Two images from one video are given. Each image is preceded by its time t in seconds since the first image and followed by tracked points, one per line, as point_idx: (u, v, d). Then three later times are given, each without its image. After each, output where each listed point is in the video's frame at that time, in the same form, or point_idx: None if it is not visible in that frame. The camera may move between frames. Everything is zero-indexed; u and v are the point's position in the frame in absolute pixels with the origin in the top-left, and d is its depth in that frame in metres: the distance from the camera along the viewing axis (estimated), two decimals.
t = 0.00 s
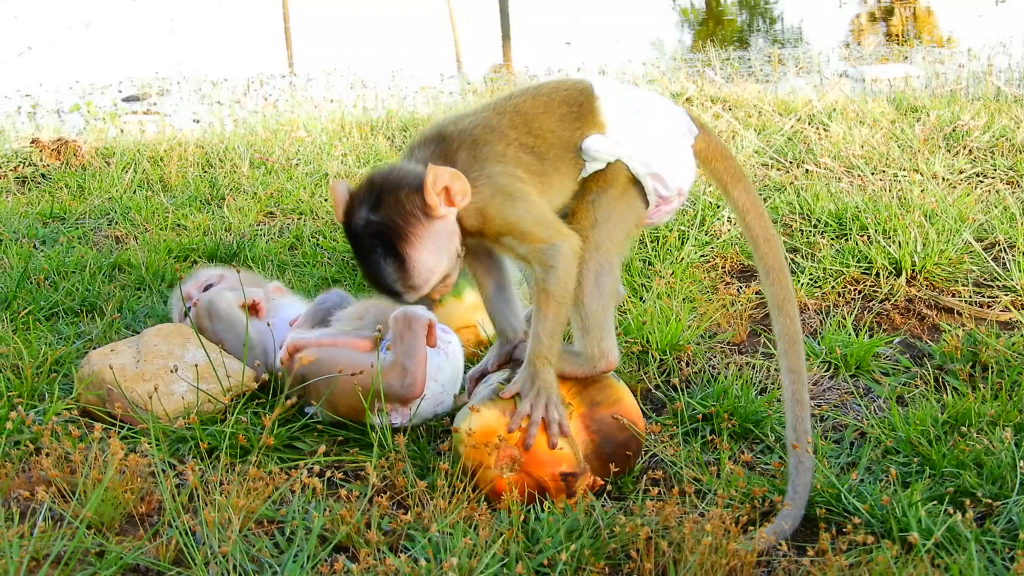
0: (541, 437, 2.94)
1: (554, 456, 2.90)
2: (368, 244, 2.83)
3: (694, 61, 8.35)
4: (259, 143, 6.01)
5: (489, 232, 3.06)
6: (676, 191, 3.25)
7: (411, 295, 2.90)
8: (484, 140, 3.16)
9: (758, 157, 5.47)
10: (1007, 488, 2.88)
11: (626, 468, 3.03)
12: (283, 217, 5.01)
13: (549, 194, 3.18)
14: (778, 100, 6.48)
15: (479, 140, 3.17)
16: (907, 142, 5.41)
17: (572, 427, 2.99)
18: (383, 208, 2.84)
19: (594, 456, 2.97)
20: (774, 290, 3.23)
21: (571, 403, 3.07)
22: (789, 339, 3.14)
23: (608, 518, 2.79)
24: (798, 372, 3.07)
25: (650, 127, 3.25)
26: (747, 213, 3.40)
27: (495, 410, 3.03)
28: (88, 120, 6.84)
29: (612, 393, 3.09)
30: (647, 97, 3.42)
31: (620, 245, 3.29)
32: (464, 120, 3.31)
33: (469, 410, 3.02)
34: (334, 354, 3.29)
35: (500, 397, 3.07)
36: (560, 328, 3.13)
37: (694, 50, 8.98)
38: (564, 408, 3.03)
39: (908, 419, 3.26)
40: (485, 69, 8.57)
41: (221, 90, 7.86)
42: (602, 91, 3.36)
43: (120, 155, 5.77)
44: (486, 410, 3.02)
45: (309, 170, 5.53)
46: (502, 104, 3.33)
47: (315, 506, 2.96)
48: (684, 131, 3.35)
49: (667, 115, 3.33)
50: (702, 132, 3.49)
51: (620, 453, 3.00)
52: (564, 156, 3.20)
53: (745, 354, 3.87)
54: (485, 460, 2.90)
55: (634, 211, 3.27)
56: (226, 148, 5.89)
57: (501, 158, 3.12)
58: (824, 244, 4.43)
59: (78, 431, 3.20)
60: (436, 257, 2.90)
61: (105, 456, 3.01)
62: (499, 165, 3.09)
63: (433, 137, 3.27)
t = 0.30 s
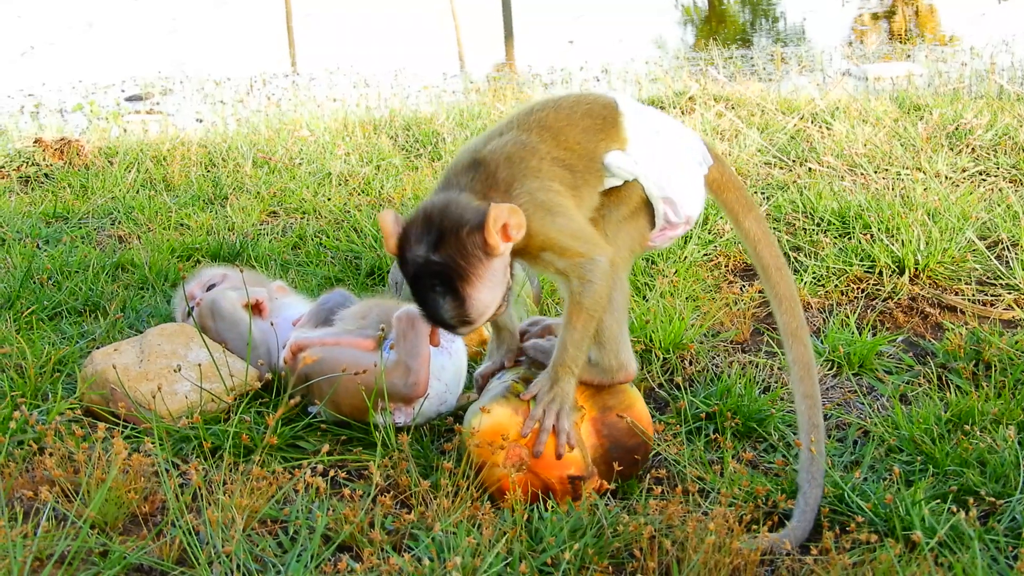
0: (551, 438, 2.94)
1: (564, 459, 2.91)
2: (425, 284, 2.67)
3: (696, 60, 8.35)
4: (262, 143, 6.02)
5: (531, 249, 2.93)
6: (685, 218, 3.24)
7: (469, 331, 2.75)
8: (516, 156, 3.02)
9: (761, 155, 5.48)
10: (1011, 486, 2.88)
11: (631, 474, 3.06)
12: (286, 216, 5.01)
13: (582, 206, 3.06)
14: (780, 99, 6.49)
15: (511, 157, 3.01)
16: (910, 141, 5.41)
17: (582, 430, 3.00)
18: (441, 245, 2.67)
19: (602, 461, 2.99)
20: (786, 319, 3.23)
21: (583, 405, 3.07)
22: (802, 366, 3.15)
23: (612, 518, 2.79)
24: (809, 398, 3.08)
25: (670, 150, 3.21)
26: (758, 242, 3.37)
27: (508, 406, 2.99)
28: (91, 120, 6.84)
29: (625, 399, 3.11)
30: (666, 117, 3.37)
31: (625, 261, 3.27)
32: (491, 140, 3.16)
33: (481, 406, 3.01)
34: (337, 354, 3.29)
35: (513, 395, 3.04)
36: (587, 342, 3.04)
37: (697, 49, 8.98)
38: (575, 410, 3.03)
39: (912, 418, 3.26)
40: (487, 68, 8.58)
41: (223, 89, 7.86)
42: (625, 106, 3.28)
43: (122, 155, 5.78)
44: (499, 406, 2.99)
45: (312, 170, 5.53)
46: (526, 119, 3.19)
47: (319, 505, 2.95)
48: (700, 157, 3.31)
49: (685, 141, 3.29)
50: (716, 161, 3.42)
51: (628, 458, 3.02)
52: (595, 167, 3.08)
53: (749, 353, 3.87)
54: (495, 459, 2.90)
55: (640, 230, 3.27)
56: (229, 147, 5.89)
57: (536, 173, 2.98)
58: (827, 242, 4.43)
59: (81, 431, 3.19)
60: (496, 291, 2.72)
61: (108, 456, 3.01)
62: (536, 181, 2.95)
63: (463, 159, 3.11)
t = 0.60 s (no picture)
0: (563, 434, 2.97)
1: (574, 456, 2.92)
2: (463, 280, 2.66)
3: (700, 60, 8.36)
4: (265, 143, 6.02)
5: (557, 260, 2.96)
6: (690, 220, 3.28)
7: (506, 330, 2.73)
8: (535, 164, 3.08)
9: (764, 154, 5.48)
10: (1015, 485, 2.87)
11: (640, 480, 3.04)
12: (289, 216, 5.02)
13: (600, 209, 3.12)
14: (784, 98, 6.49)
15: (531, 166, 3.08)
16: (913, 140, 5.41)
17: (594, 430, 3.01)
18: (477, 242, 2.70)
19: (612, 463, 2.99)
20: (801, 320, 3.25)
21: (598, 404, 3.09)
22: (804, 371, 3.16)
23: (617, 517, 2.78)
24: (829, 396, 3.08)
25: (676, 157, 3.27)
26: (767, 246, 3.42)
27: (524, 399, 3.04)
28: (94, 120, 6.84)
29: (639, 404, 3.09)
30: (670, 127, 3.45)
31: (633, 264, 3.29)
32: (506, 151, 3.23)
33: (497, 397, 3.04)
34: (341, 354, 3.29)
35: (530, 388, 3.08)
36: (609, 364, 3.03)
37: (700, 49, 8.99)
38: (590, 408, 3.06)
39: (916, 417, 3.26)
40: (491, 68, 8.58)
41: (227, 90, 7.87)
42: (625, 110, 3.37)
43: (126, 155, 5.78)
44: (510, 402, 3.01)
45: (316, 170, 5.53)
46: (535, 128, 3.27)
47: (323, 505, 2.95)
48: (704, 166, 3.39)
49: (688, 150, 3.37)
50: (719, 167, 3.49)
51: (638, 464, 3.00)
52: (605, 166, 3.15)
53: (752, 351, 3.87)
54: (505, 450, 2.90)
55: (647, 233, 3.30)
56: (233, 147, 5.89)
57: (557, 177, 3.04)
58: (830, 241, 4.43)
59: (85, 431, 3.19)
60: (530, 288, 2.74)
61: (112, 456, 3.01)
62: (560, 187, 3.01)
63: (484, 170, 3.16)
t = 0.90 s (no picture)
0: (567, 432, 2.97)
1: (579, 454, 2.90)
2: (471, 268, 2.66)
3: (704, 60, 8.36)
4: (270, 143, 6.02)
5: (565, 253, 2.97)
6: (688, 223, 3.33)
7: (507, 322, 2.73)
8: (544, 159, 3.09)
9: (769, 154, 5.48)
10: (1020, 484, 2.87)
11: (645, 480, 3.03)
12: (294, 217, 5.02)
13: (605, 209, 3.12)
14: (789, 97, 6.49)
15: (542, 162, 3.08)
16: (918, 139, 5.41)
17: (599, 429, 3.01)
18: (487, 231, 2.70)
19: (617, 461, 2.97)
20: (763, 341, 3.32)
21: (603, 404, 3.10)
22: (787, 381, 3.20)
23: (622, 517, 2.79)
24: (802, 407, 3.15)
25: (671, 164, 3.33)
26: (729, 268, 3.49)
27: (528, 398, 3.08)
28: (99, 121, 6.84)
29: (644, 403, 3.10)
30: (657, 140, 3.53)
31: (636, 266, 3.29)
32: (516, 143, 3.22)
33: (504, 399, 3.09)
34: (346, 354, 3.29)
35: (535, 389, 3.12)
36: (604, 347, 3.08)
37: (705, 49, 8.99)
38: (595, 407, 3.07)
39: (921, 416, 3.26)
40: (495, 68, 8.59)
41: (232, 90, 7.87)
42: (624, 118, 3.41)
43: (131, 156, 5.78)
44: (514, 400, 3.07)
45: (321, 170, 5.53)
46: (545, 124, 3.27)
47: (328, 505, 2.95)
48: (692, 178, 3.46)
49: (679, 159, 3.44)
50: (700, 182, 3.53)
51: (643, 463, 2.99)
52: (611, 167, 3.17)
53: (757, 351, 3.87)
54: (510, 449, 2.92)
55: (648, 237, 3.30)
56: (237, 148, 5.89)
57: (568, 175, 3.05)
58: (835, 241, 4.43)
59: (91, 432, 3.19)
60: (535, 282, 2.75)
61: (118, 456, 3.01)
62: (571, 185, 3.02)
63: (494, 161, 3.15)
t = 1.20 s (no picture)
0: (565, 434, 2.96)
1: (576, 456, 2.91)
2: (463, 272, 2.65)
3: (709, 60, 8.36)
4: (275, 144, 6.02)
5: (559, 256, 2.99)
6: (680, 218, 3.30)
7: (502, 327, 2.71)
8: (534, 164, 3.10)
9: (774, 155, 5.48)
10: None
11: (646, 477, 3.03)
12: (299, 217, 5.02)
13: (595, 211, 3.12)
14: (793, 98, 6.49)
15: (529, 168, 3.09)
16: (923, 139, 5.41)
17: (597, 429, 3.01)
18: (479, 235, 2.71)
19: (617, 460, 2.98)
20: (751, 333, 3.31)
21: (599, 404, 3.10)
22: (774, 372, 3.20)
23: (627, 517, 2.78)
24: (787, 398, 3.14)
25: (658, 160, 3.32)
26: (716, 260, 3.49)
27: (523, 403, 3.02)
28: (104, 122, 6.85)
29: (642, 400, 3.12)
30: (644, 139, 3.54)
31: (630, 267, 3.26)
32: (503, 151, 3.23)
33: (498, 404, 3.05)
34: (352, 354, 3.29)
35: (529, 391, 3.06)
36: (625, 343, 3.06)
37: (709, 49, 9.00)
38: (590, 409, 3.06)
39: (926, 417, 3.26)
40: (500, 69, 8.60)
41: (236, 91, 7.87)
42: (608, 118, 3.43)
43: (136, 156, 5.79)
44: (510, 405, 3.02)
45: (325, 171, 5.54)
46: (532, 130, 3.29)
47: (333, 506, 2.95)
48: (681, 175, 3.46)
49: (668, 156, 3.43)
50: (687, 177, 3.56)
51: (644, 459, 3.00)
52: (600, 169, 3.19)
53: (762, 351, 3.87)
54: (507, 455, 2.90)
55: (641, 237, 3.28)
56: (242, 148, 5.90)
57: (558, 179, 3.07)
58: (840, 241, 4.43)
59: (96, 433, 3.19)
60: (529, 287, 2.74)
61: (123, 457, 3.01)
62: (561, 189, 3.04)
63: (483, 168, 3.16)
